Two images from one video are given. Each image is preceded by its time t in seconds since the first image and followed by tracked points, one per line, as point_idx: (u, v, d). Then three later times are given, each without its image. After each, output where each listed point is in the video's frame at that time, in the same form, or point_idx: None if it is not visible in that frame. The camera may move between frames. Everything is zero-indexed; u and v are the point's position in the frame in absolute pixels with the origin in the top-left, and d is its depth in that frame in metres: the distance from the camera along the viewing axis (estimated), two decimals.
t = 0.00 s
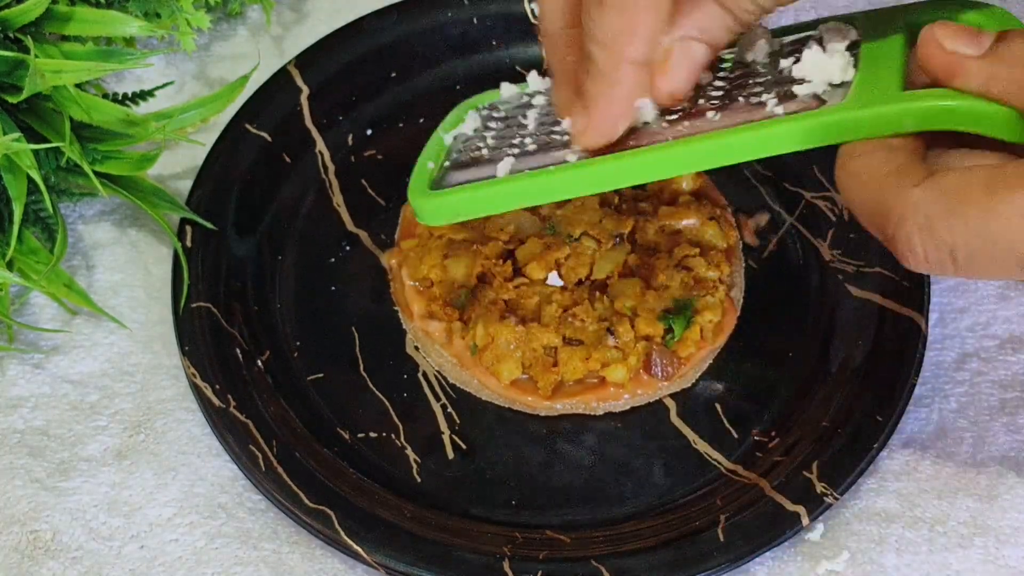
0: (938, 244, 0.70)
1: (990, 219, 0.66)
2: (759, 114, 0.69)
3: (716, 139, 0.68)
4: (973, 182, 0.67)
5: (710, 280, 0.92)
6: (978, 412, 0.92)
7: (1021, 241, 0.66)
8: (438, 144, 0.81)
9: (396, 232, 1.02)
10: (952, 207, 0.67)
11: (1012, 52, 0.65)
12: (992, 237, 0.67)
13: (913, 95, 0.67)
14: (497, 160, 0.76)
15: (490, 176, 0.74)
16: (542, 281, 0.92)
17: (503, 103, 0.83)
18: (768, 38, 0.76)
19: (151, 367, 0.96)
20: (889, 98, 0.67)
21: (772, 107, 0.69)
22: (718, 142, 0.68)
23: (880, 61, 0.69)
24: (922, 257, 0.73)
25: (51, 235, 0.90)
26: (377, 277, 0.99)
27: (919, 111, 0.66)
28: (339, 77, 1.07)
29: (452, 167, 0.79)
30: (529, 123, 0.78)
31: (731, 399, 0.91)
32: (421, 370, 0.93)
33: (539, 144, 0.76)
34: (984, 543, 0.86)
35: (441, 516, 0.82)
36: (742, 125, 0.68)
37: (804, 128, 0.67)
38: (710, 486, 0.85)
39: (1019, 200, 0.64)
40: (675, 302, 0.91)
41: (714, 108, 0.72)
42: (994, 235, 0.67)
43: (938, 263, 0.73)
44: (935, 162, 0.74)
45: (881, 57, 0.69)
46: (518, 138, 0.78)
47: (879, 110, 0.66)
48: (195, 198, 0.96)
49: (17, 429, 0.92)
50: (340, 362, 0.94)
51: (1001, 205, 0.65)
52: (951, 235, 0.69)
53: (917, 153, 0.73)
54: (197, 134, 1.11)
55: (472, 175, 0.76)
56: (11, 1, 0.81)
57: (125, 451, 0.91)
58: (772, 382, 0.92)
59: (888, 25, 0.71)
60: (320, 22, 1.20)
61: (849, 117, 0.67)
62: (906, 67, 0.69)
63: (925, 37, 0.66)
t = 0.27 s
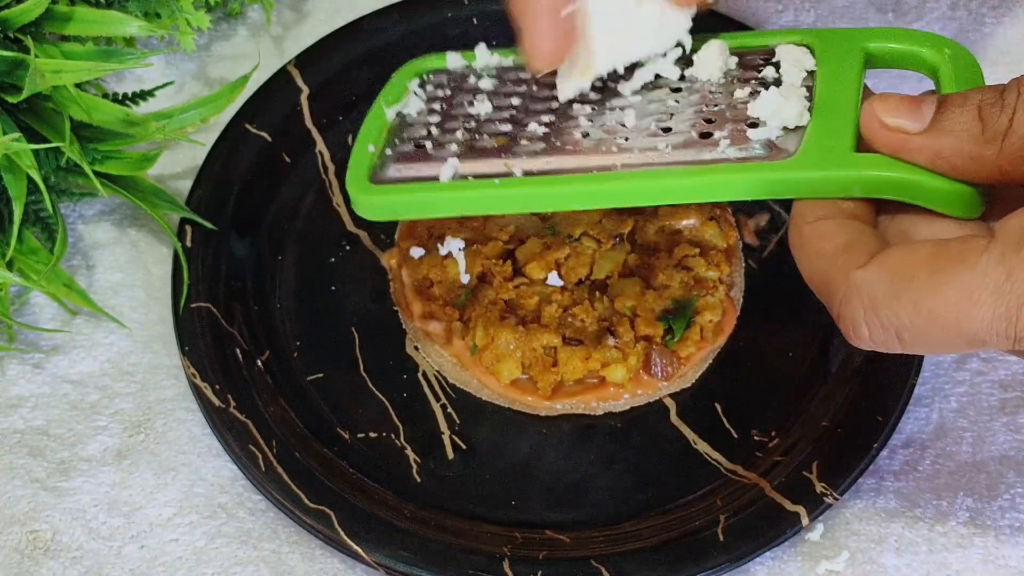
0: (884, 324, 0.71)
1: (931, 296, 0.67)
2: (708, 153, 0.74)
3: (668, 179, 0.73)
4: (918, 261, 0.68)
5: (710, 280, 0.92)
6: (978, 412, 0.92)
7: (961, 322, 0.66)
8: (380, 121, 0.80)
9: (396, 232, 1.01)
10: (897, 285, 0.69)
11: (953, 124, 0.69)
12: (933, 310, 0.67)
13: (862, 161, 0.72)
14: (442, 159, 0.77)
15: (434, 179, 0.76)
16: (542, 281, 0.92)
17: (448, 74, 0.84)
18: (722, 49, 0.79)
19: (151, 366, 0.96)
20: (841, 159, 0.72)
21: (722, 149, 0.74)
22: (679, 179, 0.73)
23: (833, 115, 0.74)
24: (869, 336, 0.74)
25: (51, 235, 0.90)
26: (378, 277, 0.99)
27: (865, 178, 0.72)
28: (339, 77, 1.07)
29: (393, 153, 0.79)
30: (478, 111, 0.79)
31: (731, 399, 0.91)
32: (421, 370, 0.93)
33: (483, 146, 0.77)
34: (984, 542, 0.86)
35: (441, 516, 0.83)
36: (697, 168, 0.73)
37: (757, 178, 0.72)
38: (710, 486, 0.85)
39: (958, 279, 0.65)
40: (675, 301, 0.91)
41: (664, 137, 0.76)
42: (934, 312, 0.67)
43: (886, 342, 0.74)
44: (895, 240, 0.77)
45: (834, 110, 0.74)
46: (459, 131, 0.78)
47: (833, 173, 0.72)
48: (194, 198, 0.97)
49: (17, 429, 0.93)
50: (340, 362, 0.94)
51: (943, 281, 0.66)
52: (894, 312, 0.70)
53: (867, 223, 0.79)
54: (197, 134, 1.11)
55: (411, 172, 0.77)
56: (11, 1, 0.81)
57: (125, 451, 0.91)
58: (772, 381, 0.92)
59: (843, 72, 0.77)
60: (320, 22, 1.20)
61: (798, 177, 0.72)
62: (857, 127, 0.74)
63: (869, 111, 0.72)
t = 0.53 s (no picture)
0: (875, 294, 0.71)
1: (922, 267, 0.66)
2: (701, 129, 0.74)
3: (655, 157, 0.73)
4: (909, 232, 0.68)
5: (710, 280, 0.92)
6: (978, 411, 0.92)
7: (952, 294, 0.67)
8: (379, 117, 0.81)
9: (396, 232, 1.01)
10: (889, 253, 0.68)
11: (947, 88, 0.71)
12: (923, 282, 0.67)
13: (857, 125, 0.71)
14: (439, 150, 0.77)
15: (429, 171, 0.76)
16: (542, 280, 0.92)
17: (447, 66, 0.85)
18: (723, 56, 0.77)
19: (151, 366, 0.96)
20: (833, 124, 0.71)
21: (714, 122, 0.74)
22: (662, 160, 0.73)
23: (824, 80, 0.74)
24: (860, 304, 0.73)
25: (51, 235, 0.90)
26: (378, 277, 0.99)
27: (859, 142, 0.71)
28: (339, 77, 1.07)
29: (393, 148, 0.79)
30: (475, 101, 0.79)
31: (731, 400, 0.91)
32: (421, 370, 0.93)
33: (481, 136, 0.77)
34: (984, 542, 0.86)
35: (441, 516, 0.83)
36: (689, 144, 0.73)
37: (745, 150, 0.72)
38: (710, 486, 0.85)
39: (949, 252, 0.65)
40: (675, 301, 0.91)
41: (657, 113, 0.76)
42: (925, 285, 0.67)
43: (877, 311, 0.73)
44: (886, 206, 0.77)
45: (826, 77, 0.74)
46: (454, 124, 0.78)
47: (825, 138, 0.71)
48: (194, 198, 0.97)
49: (17, 429, 0.92)
50: (340, 362, 0.94)
51: (933, 254, 0.66)
52: (886, 283, 0.69)
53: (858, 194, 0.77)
54: (197, 134, 1.11)
55: (407, 167, 0.77)
56: (11, 1, 0.81)
57: (125, 451, 0.91)
58: (771, 381, 0.92)
59: (833, 40, 0.77)
60: (320, 22, 1.20)
61: (793, 144, 0.71)
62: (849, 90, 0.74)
63: (867, 66, 0.72)
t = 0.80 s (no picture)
0: (879, 308, 0.70)
1: (924, 281, 0.66)
2: (704, 163, 0.72)
3: (655, 188, 0.71)
4: (911, 249, 0.68)
5: (710, 280, 0.92)
6: (978, 409, 0.92)
7: (955, 305, 0.65)
8: (392, 168, 0.82)
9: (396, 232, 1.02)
10: (892, 269, 0.68)
11: (952, 119, 0.68)
12: (928, 295, 0.66)
13: (854, 157, 0.69)
14: (445, 193, 0.77)
15: (435, 211, 0.76)
16: (541, 281, 0.92)
17: (458, 124, 0.86)
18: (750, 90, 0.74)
19: (151, 366, 0.96)
20: (835, 158, 0.69)
21: (717, 157, 0.72)
22: (661, 191, 0.71)
23: (824, 119, 0.72)
24: (864, 320, 0.73)
25: (51, 235, 0.90)
26: (378, 277, 0.99)
27: (858, 176, 0.69)
28: (339, 77, 1.07)
29: (400, 194, 0.80)
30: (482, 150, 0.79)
31: (731, 400, 0.91)
32: (421, 370, 0.93)
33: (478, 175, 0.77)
34: (984, 540, 0.86)
35: (441, 516, 0.83)
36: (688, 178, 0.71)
37: (745, 183, 0.70)
38: (710, 487, 0.85)
39: (951, 265, 0.64)
40: (675, 301, 0.91)
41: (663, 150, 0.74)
42: (929, 297, 0.66)
43: (881, 326, 0.72)
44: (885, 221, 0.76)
45: (826, 114, 0.72)
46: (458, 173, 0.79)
47: (827, 172, 0.69)
48: (195, 199, 0.96)
49: (17, 429, 0.92)
50: (340, 362, 0.94)
51: (935, 269, 0.65)
52: (889, 299, 0.68)
53: (861, 215, 0.76)
54: (197, 134, 1.11)
55: (416, 208, 0.77)
56: (11, 1, 0.81)
57: (125, 451, 0.91)
58: (771, 380, 0.92)
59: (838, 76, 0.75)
60: (320, 22, 1.20)
61: (788, 177, 0.69)
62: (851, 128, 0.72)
63: (868, 100, 0.70)
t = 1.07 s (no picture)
0: (898, 294, 0.67)
1: (945, 264, 0.64)
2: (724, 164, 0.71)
3: (677, 189, 0.70)
4: (931, 233, 0.65)
5: (710, 280, 0.92)
6: (978, 409, 0.92)
7: (977, 289, 0.63)
8: (417, 188, 0.81)
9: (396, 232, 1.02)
10: (913, 254, 0.65)
11: (972, 108, 0.65)
12: (944, 278, 0.64)
13: (883, 146, 0.68)
14: (470, 207, 0.75)
15: (462, 223, 0.74)
16: (542, 281, 0.91)
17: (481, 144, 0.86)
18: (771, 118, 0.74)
19: (151, 366, 0.96)
20: (851, 150, 0.68)
21: (738, 156, 0.71)
22: (680, 192, 0.70)
23: (842, 116, 0.71)
24: (881, 308, 0.70)
25: (51, 235, 0.90)
26: (378, 277, 0.99)
27: (878, 162, 0.67)
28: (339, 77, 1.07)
29: (428, 210, 0.79)
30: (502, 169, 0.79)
31: (731, 400, 0.91)
32: (421, 370, 0.93)
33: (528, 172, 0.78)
34: (985, 541, 0.86)
35: (441, 516, 0.83)
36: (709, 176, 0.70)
37: (766, 178, 0.69)
38: (710, 487, 0.85)
39: (973, 249, 0.63)
40: (675, 302, 0.91)
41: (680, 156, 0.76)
42: (947, 281, 0.64)
43: (900, 313, 0.70)
44: (904, 210, 0.72)
45: (847, 106, 0.71)
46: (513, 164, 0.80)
47: (840, 164, 0.68)
48: (195, 198, 0.96)
49: (17, 429, 0.92)
50: (340, 362, 0.94)
51: (958, 250, 0.63)
52: (908, 282, 0.66)
53: (882, 205, 0.72)
54: (197, 134, 1.11)
55: (443, 222, 0.75)
56: (11, 1, 0.81)
57: (125, 451, 0.91)
58: (770, 380, 0.92)
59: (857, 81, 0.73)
60: (320, 22, 1.20)
61: (810, 171, 0.68)
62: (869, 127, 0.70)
63: (886, 89, 0.68)
